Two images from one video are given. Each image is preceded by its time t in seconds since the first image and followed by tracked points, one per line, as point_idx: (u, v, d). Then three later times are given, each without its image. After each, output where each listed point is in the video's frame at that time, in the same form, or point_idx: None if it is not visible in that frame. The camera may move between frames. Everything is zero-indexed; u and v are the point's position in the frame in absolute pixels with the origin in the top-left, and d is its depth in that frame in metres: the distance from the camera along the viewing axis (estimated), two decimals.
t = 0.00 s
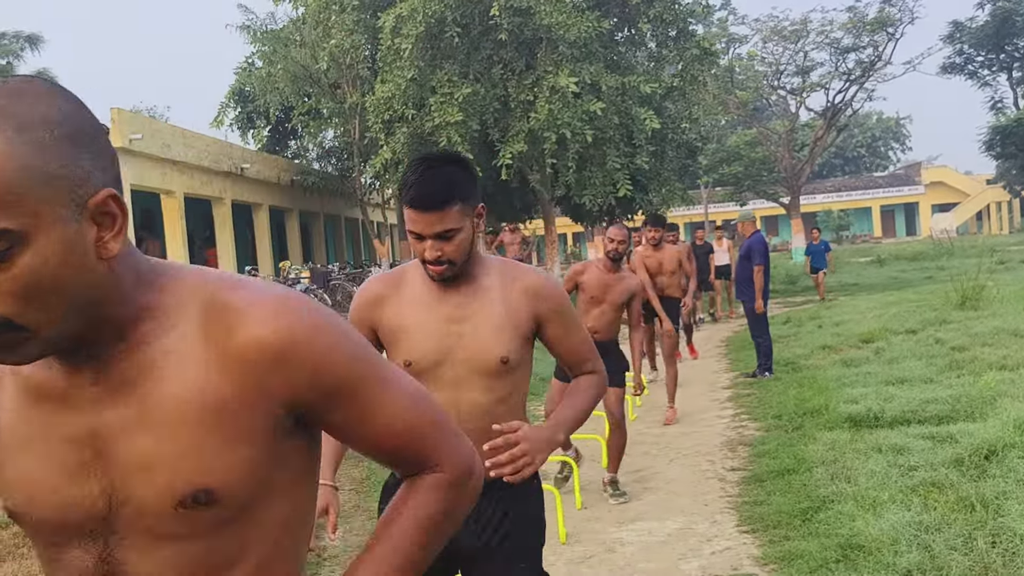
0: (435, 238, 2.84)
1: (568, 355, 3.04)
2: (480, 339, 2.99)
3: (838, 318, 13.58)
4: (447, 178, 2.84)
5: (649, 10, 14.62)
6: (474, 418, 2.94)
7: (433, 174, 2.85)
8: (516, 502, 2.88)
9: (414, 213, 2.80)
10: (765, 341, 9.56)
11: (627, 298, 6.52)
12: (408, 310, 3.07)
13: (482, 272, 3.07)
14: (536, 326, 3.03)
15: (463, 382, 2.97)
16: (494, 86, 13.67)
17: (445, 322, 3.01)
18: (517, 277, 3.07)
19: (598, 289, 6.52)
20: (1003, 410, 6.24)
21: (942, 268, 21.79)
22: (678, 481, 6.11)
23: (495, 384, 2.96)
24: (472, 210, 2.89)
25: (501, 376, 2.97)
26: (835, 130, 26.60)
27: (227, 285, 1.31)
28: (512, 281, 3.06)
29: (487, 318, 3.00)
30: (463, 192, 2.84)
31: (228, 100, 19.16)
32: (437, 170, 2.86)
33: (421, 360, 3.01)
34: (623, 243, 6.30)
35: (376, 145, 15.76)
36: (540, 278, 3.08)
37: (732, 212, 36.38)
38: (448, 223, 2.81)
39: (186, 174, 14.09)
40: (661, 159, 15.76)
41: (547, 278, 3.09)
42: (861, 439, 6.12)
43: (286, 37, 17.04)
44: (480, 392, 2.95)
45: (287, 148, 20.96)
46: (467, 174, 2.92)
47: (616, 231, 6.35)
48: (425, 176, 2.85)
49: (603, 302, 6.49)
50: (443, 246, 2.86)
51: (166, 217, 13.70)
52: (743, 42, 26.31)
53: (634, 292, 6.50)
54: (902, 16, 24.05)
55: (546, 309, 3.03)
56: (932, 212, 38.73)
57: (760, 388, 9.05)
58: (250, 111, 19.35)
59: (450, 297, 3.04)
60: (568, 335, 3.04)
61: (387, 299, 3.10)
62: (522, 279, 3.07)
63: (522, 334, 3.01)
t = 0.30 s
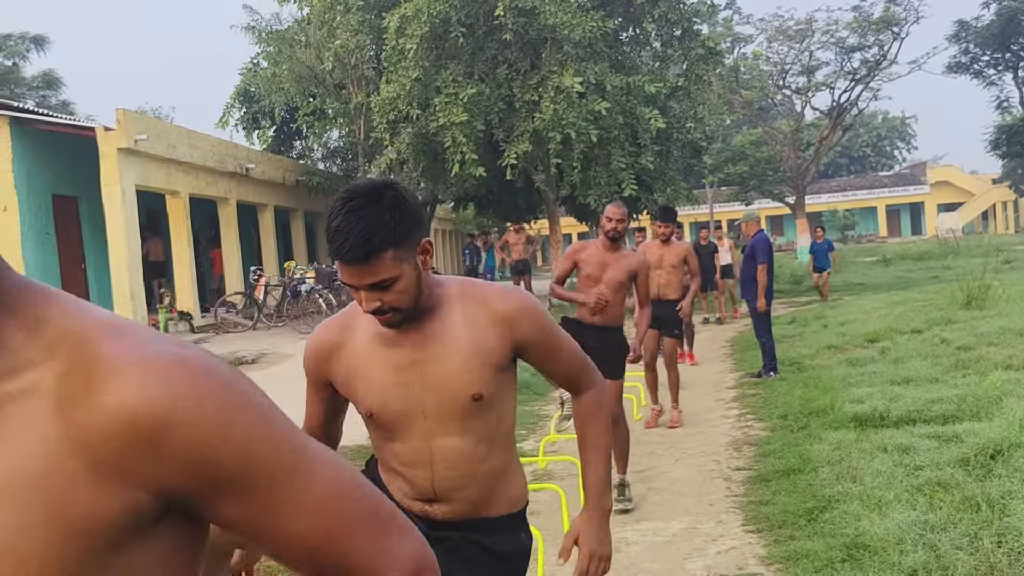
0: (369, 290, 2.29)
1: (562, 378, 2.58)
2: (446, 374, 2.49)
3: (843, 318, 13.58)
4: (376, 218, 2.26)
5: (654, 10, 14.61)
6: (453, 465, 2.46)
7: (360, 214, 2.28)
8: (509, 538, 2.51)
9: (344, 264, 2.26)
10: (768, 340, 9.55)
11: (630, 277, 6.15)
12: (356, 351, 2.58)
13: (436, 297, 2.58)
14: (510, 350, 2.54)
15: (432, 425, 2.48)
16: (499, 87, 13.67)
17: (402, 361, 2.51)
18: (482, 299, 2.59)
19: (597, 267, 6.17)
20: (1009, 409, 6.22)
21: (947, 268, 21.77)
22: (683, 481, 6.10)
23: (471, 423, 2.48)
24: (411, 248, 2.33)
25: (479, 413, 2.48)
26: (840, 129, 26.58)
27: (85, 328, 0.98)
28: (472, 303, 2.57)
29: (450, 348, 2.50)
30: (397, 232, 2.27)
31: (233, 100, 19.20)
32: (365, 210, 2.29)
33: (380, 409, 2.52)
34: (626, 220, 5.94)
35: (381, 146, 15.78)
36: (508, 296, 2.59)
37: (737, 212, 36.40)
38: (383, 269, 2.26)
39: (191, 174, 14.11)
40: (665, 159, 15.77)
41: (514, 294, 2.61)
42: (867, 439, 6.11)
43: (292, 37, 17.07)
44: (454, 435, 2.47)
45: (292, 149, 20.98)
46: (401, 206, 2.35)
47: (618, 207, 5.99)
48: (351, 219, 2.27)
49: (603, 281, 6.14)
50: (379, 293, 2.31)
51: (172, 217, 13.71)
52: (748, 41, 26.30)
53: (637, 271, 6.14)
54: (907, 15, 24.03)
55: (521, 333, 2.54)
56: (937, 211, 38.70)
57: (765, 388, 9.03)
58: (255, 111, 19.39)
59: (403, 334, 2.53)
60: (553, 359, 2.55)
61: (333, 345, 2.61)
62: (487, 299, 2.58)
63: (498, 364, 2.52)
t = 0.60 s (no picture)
0: (362, 235, 1.96)
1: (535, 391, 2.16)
2: (405, 360, 2.01)
3: (849, 317, 13.57)
4: (388, 158, 2.02)
5: (660, 10, 14.59)
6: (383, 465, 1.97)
7: (369, 152, 2.02)
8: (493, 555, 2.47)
9: (341, 198, 1.98)
10: (772, 340, 9.56)
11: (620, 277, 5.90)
12: (319, 311, 2.14)
13: (425, 274, 2.12)
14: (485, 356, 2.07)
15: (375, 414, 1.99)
16: (504, 87, 13.71)
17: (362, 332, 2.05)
18: (473, 290, 2.10)
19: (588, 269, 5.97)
20: (1015, 409, 6.22)
21: (954, 267, 21.75)
22: (688, 480, 6.11)
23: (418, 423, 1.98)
24: (417, 201, 2.05)
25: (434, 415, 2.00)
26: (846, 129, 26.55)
27: None
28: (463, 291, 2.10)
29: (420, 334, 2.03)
30: (405, 177, 2.03)
31: (238, 101, 19.22)
32: (373, 148, 2.04)
33: (327, 384, 2.05)
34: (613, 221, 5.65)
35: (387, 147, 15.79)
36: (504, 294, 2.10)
37: (742, 212, 36.41)
38: (383, 212, 1.97)
39: (197, 175, 14.13)
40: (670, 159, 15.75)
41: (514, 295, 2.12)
42: (872, 439, 6.10)
43: (297, 38, 17.10)
44: (398, 428, 1.98)
45: (297, 149, 21.00)
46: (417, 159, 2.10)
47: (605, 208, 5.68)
48: (358, 150, 2.03)
49: (594, 282, 5.93)
50: (372, 242, 1.97)
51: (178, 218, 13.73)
52: (753, 41, 26.28)
53: (630, 269, 5.92)
54: (913, 14, 23.98)
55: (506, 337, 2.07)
56: (943, 211, 38.63)
57: (771, 388, 9.04)
58: (261, 112, 19.43)
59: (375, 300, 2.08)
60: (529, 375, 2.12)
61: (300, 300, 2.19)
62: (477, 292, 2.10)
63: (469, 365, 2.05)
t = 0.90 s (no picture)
0: (291, 197, 1.80)
1: (506, 376, 1.85)
2: (354, 342, 1.86)
3: (856, 317, 13.54)
4: (312, 108, 1.86)
5: (666, 10, 14.63)
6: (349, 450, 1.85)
7: (293, 106, 1.87)
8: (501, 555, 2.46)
9: (266, 158, 1.83)
10: (776, 339, 9.54)
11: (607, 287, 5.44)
12: (271, 296, 2.02)
13: (376, 243, 1.93)
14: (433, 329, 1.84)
15: (333, 399, 1.86)
16: (509, 87, 13.76)
17: (313, 313, 1.93)
18: (419, 255, 1.90)
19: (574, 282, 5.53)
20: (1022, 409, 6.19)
21: (960, 267, 21.71)
22: (696, 481, 6.10)
23: (374, 404, 1.83)
24: (353, 155, 1.86)
25: (387, 397, 1.82)
26: (852, 129, 26.49)
27: None
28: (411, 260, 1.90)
29: (365, 310, 1.87)
30: (335, 129, 1.84)
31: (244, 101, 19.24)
32: (299, 101, 1.88)
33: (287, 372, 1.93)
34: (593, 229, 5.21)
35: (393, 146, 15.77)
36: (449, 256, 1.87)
37: (748, 211, 36.36)
38: (309, 167, 1.80)
39: (203, 175, 14.15)
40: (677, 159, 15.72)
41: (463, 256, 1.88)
42: (879, 439, 6.09)
43: (303, 38, 17.09)
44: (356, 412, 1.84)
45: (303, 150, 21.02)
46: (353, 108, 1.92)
47: (583, 216, 5.25)
48: (281, 101, 1.88)
49: (583, 294, 5.47)
50: (302, 207, 1.80)
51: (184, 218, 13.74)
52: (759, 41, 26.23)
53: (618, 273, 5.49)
54: (919, 13, 23.91)
55: (449, 307, 1.84)
56: (950, 210, 38.51)
57: (777, 388, 9.02)
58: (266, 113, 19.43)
59: (328, 277, 1.94)
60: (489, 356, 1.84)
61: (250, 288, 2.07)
62: (422, 257, 1.89)
63: (414, 339, 1.83)
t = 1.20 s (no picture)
0: (269, 254, 1.49)
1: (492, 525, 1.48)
2: (325, 435, 1.50)
3: (862, 317, 13.52)
4: (305, 153, 1.54)
5: (671, 10, 14.65)
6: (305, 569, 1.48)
7: (282, 146, 1.55)
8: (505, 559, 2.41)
9: (243, 205, 1.52)
10: (781, 340, 9.48)
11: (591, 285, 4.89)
12: (237, 364, 1.64)
13: (373, 325, 1.58)
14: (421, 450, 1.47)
15: (289, 510, 1.50)
16: (515, 86, 13.73)
17: (279, 398, 1.56)
18: (420, 354, 1.52)
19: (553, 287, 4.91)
20: None
21: (966, 267, 21.74)
22: (702, 481, 6.10)
23: (335, 530, 1.46)
24: (347, 211, 1.54)
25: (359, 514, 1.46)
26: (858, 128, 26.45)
27: None
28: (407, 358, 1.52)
29: (343, 405, 1.51)
30: (331, 182, 1.52)
31: (250, 101, 19.30)
32: (290, 141, 1.55)
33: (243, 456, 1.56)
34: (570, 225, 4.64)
35: (399, 146, 15.82)
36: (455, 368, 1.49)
37: (753, 211, 36.40)
38: (296, 222, 1.49)
39: (209, 175, 14.19)
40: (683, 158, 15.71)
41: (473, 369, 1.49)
42: (885, 439, 6.08)
43: (309, 38, 17.11)
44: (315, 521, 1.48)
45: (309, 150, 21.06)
46: (357, 159, 1.59)
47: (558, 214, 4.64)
48: (268, 139, 1.56)
49: (563, 298, 4.89)
50: (281, 266, 1.48)
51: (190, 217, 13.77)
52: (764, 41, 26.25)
53: (598, 272, 4.94)
54: (925, 12, 23.88)
55: (446, 434, 1.46)
56: (957, 210, 38.46)
57: (783, 388, 9.02)
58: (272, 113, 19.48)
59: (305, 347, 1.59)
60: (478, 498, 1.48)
61: (210, 344, 1.69)
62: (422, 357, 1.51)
63: (398, 460, 1.46)
